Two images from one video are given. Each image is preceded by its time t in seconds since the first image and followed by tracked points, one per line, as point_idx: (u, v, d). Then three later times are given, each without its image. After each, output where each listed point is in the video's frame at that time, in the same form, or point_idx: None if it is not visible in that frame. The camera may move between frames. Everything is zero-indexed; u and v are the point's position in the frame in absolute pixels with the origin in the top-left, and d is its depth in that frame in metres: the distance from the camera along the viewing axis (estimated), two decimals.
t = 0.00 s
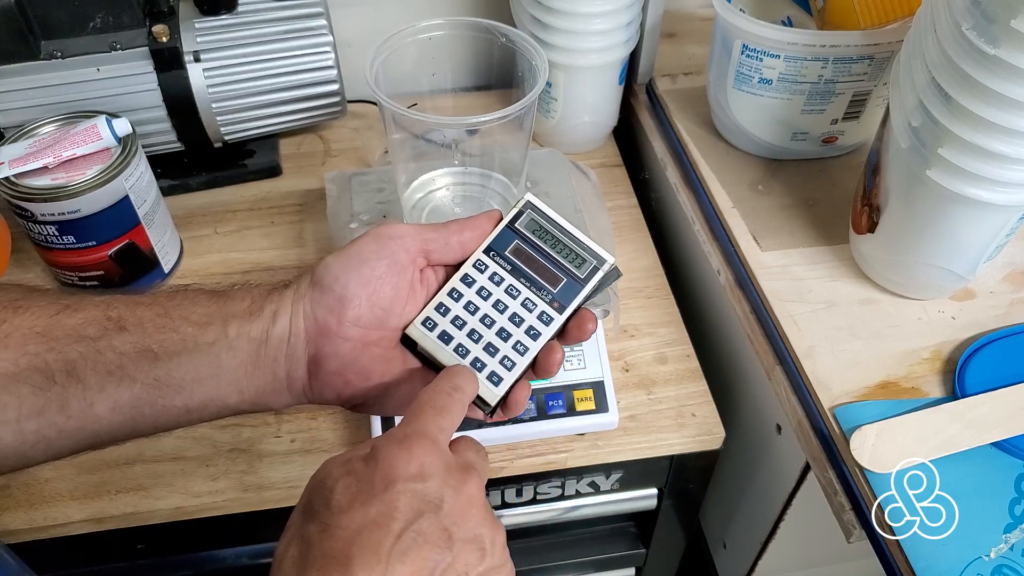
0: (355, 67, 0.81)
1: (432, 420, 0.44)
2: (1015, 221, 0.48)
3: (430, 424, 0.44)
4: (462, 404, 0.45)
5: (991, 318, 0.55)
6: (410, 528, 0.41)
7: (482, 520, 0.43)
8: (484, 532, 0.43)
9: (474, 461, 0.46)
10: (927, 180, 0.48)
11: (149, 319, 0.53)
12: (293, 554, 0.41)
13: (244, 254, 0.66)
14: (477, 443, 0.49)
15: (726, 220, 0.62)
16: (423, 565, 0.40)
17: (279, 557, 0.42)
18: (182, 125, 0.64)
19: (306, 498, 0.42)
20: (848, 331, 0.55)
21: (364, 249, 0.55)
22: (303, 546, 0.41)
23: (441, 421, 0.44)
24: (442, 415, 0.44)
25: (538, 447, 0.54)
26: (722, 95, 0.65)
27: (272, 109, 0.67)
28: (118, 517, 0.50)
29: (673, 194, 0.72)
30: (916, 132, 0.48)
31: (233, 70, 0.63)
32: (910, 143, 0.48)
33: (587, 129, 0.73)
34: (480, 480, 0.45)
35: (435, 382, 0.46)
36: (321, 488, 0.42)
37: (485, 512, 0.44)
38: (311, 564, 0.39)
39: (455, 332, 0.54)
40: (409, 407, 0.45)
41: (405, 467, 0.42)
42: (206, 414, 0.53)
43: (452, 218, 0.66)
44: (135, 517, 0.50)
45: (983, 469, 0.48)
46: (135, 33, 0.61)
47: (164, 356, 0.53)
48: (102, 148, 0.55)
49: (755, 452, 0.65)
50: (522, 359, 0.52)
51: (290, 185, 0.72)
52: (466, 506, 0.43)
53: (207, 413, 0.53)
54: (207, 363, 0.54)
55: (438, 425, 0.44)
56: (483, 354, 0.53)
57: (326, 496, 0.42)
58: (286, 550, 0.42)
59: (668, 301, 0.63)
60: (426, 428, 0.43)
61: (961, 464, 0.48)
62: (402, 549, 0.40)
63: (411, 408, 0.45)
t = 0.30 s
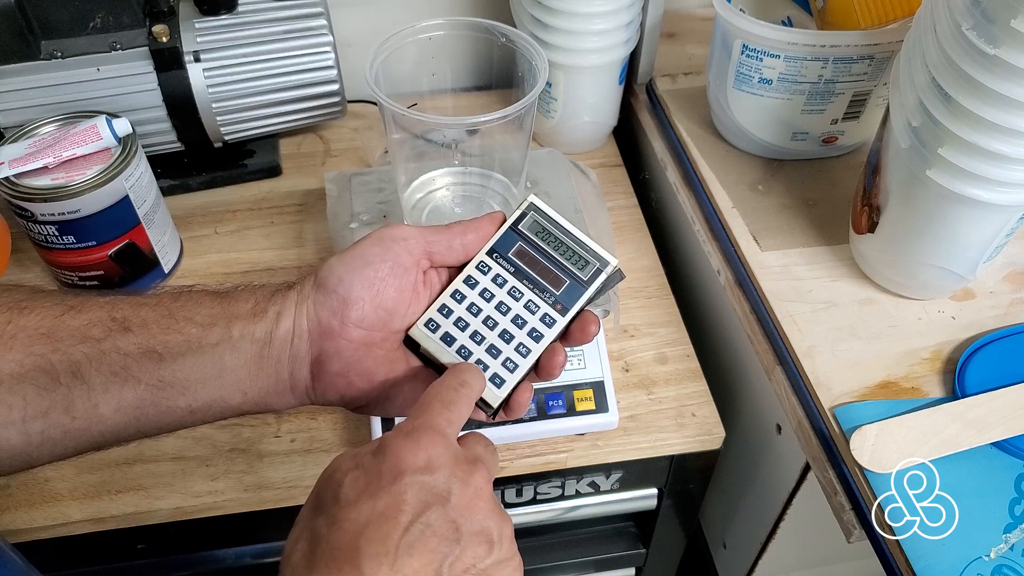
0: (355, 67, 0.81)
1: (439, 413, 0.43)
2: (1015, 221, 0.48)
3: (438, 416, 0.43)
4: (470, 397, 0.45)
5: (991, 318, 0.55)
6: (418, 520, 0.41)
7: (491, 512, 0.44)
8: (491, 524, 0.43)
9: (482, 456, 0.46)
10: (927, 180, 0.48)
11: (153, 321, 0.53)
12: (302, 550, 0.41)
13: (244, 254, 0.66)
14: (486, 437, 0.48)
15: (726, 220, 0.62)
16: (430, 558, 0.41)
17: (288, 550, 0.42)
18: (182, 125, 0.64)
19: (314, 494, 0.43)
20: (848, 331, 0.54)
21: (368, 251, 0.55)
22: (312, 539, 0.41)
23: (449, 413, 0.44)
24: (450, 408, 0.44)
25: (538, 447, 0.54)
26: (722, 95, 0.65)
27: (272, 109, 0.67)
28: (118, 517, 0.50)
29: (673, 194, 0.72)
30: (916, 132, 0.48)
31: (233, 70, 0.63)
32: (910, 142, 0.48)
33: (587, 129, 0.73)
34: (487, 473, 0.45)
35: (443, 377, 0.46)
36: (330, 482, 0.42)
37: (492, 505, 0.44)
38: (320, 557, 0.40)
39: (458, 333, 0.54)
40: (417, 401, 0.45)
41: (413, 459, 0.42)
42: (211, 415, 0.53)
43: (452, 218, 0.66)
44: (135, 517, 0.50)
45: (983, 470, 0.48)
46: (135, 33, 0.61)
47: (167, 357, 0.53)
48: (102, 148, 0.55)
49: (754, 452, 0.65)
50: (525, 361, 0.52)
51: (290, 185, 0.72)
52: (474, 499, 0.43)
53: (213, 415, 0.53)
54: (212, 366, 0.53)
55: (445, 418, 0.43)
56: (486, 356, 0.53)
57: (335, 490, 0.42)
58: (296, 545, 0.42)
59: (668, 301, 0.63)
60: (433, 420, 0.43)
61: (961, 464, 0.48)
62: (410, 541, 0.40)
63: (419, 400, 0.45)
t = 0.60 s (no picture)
0: (354, 67, 0.81)
1: (443, 407, 0.44)
2: (1015, 221, 0.48)
3: (441, 410, 0.43)
4: (475, 391, 0.45)
5: (991, 318, 0.55)
6: (421, 514, 0.41)
7: (493, 506, 0.43)
8: (495, 519, 0.43)
9: (486, 448, 0.46)
10: (927, 180, 0.48)
11: (155, 322, 0.53)
12: (306, 544, 0.41)
13: (244, 254, 0.66)
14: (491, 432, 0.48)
15: (726, 220, 0.62)
16: (433, 552, 0.41)
17: (292, 543, 0.42)
18: (182, 125, 0.64)
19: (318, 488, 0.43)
20: (849, 331, 0.55)
21: (370, 253, 0.55)
22: (315, 533, 0.41)
23: (453, 407, 0.44)
24: (454, 401, 0.44)
25: (538, 447, 0.54)
26: (722, 95, 0.65)
27: (272, 109, 0.67)
28: (118, 517, 0.50)
29: (673, 194, 0.72)
30: (916, 132, 0.48)
31: (233, 70, 0.63)
32: (910, 142, 0.48)
33: (587, 129, 0.73)
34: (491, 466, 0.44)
35: (448, 370, 0.46)
36: (333, 476, 0.42)
37: (496, 499, 0.44)
38: (323, 551, 0.40)
39: (459, 336, 0.54)
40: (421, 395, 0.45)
41: (416, 453, 0.42)
42: (212, 417, 0.53)
43: (453, 219, 0.66)
44: (135, 517, 0.50)
45: (983, 469, 0.48)
46: (135, 33, 0.61)
47: (169, 358, 0.53)
48: (102, 148, 0.55)
49: (754, 452, 0.65)
50: (526, 363, 0.52)
51: (290, 185, 0.72)
52: (477, 492, 0.43)
53: (214, 416, 0.53)
54: (214, 367, 0.53)
55: (449, 412, 0.44)
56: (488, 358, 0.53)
57: (339, 483, 0.42)
58: (301, 537, 0.42)
59: (668, 301, 0.63)
60: (436, 414, 0.43)
61: (961, 464, 0.48)
62: (412, 535, 0.40)
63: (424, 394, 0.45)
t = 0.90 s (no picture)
0: (354, 67, 0.81)
1: (444, 402, 0.44)
2: (1015, 221, 0.48)
3: (443, 405, 0.43)
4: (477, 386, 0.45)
5: (991, 318, 0.55)
6: (421, 512, 0.41)
7: (496, 504, 0.43)
8: (497, 516, 0.43)
9: (489, 444, 0.46)
10: (927, 180, 0.48)
11: (154, 322, 0.53)
12: (305, 540, 0.41)
13: (244, 254, 0.66)
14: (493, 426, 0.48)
15: (726, 220, 0.62)
16: (435, 549, 0.41)
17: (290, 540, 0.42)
18: (182, 125, 0.64)
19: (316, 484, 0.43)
20: (849, 331, 0.54)
21: (370, 254, 0.55)
22: (315, 529, 0.41)
23: (455, 402, 0.44)
24: (456, 396, 0.44)
25: (538, 447, 0.54)
26: (722, 95, 0.65)
27: (272, 109, 0.67)
28: (118, 517, 0.50)
29: (673, 194, 0.72)
30: (916, 132, 0.48)
31: (233, 70, 0.63)
32: (910, 142, 0.48)
33: (587, 129, 0.73)
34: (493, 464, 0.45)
35: (450, 364, 0.46)
36: (333, 472, 0.42)
37: (498, 496, 0.44)
38: (324, 546, 0.40)
39: (457, 337, 0.54)
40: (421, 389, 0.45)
41: (417, 450, 0.42)
42: (210, 417, 0.53)
43: (451, 219, 0.66)
44: (135, 517, 0.50)
45: (983, 469, 0.48)
46: (135, 33, 0.61)
47: (168, 357, 0.53)
48: (102, 148, 0.55)
49: (754, 452, 0.65)
50: (524, 366, 0.52)
51: (290, 185, 0.72)
52: (478, 491, 0.43)
53: (212, 417, 0.53)
54: (211, 367, 0.54)
55: (451, 408, 0.44)
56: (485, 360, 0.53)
57: (338, 479, 0.42)
58: (300, 534, 0.42)
59: (668, 301, 0.63)
60: (438, 409, 0.43)
61: (961, 464, 0.48)
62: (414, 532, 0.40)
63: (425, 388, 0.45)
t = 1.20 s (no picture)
0: (354, 67, 0.81)
1: (447, 408, 0.43)
2: (1015, 221, 0.48)
3: (445, 411, 0.43)
4: (480, 393, 0.44)
5: (991, 318, 0.55)
6: (422, 521, 0.41)
7: (497, 513, 0.43)
8: (498, 525, 0.43)
9: (489, 451, 0.45)
10: (928, 180, 0.48)
11: (156, 323, 0.54)
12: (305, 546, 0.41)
13: (244, 254, 0.66)
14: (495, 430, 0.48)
15: (726, 220, 0.62)
16: (436, 557, 0.41)
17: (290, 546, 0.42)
18: (182, 125, 0.64)
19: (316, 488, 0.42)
20: (849, 331, 0.54)
21: (372, 255, 0.55)
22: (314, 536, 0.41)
23: (457, 408, 0.43)
24: (459, 402, 0.43)
25: (538, 447, 0.54)
26: (722, 95, 0.65)
27: (272, 109, 0.67)
28: (118, 517, 0.50)
29: (673, 194, 0.72)
30: (916, 132, 0.48)
31: (233, 70, 0.63)
32: (910, 142, 0.48)
33: (587, 129, 0.73)
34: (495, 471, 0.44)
35: (452, 369, 0.46)
36: (332, 476, 0.42)
37: (500, 504, 0.44)
38: (322, 555, 0.40)
39: (460, 338, 0.54)
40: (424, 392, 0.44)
41: (418, 458, 0.41)
42: (213, 417, 0.53)
43: (452, 219, 0.67)
44: (135, 517, 0.50)
45: (983, 469, 0.48)
46: (135, 34, 0.61)
47: (169, 357, 0.53)
48: (102, 148, 0.55)
49: (754, 452, 0.65)
50: (528, 366, 0.52)
51: (290, 185, 0.72)
52: (480, 499, 0.43)
53: (214, 417, 0.53)
54: (215, 366, 0.54)
55: (453, 413, 0.43)
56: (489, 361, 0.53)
57: (337, 485, 0.41)
58: (300, 538, 0.42)
59: (668, 301, 0.63)
60: (440, 415, 0.43)
61: (961, 464, 0.48)
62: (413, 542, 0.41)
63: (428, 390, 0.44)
